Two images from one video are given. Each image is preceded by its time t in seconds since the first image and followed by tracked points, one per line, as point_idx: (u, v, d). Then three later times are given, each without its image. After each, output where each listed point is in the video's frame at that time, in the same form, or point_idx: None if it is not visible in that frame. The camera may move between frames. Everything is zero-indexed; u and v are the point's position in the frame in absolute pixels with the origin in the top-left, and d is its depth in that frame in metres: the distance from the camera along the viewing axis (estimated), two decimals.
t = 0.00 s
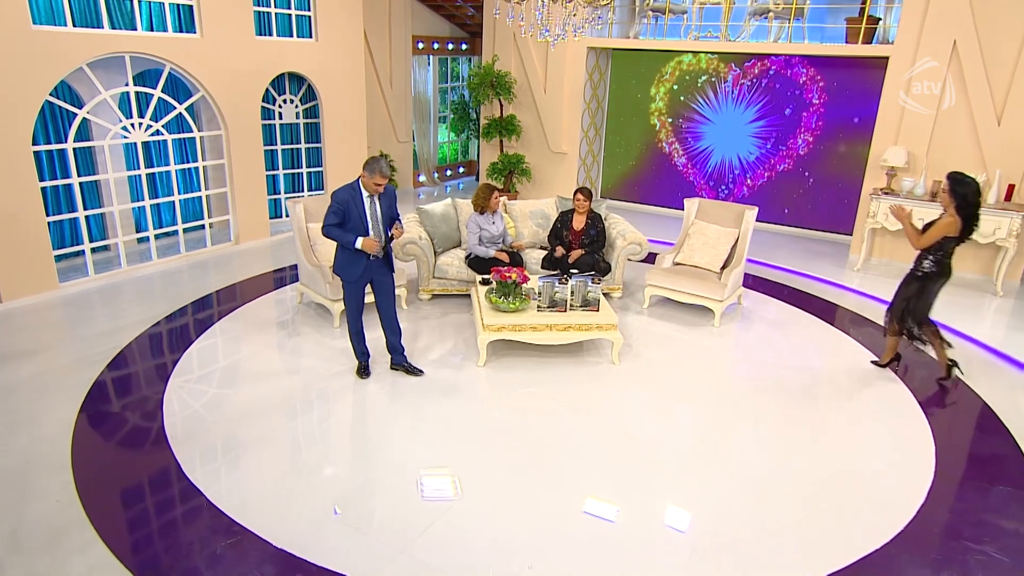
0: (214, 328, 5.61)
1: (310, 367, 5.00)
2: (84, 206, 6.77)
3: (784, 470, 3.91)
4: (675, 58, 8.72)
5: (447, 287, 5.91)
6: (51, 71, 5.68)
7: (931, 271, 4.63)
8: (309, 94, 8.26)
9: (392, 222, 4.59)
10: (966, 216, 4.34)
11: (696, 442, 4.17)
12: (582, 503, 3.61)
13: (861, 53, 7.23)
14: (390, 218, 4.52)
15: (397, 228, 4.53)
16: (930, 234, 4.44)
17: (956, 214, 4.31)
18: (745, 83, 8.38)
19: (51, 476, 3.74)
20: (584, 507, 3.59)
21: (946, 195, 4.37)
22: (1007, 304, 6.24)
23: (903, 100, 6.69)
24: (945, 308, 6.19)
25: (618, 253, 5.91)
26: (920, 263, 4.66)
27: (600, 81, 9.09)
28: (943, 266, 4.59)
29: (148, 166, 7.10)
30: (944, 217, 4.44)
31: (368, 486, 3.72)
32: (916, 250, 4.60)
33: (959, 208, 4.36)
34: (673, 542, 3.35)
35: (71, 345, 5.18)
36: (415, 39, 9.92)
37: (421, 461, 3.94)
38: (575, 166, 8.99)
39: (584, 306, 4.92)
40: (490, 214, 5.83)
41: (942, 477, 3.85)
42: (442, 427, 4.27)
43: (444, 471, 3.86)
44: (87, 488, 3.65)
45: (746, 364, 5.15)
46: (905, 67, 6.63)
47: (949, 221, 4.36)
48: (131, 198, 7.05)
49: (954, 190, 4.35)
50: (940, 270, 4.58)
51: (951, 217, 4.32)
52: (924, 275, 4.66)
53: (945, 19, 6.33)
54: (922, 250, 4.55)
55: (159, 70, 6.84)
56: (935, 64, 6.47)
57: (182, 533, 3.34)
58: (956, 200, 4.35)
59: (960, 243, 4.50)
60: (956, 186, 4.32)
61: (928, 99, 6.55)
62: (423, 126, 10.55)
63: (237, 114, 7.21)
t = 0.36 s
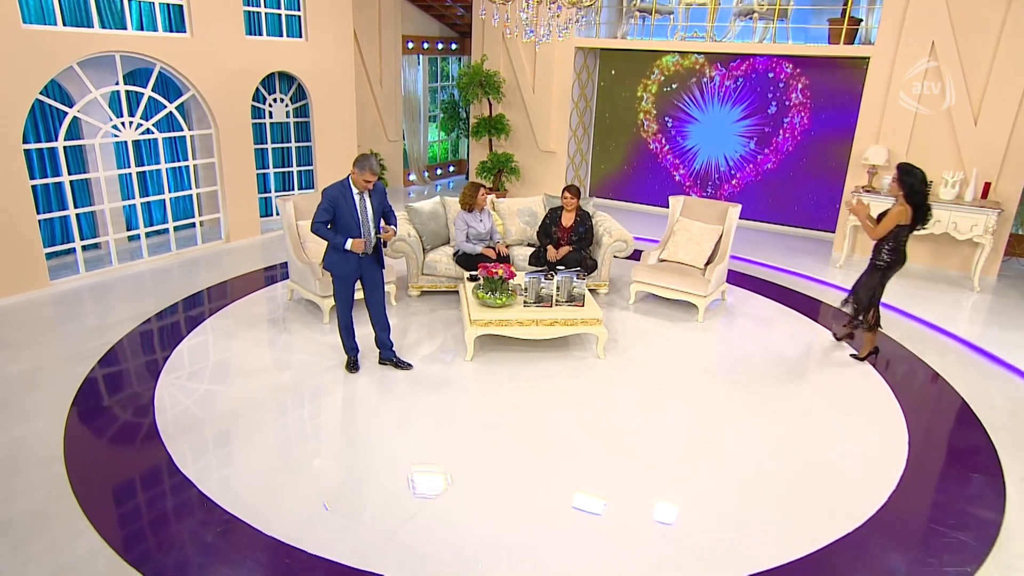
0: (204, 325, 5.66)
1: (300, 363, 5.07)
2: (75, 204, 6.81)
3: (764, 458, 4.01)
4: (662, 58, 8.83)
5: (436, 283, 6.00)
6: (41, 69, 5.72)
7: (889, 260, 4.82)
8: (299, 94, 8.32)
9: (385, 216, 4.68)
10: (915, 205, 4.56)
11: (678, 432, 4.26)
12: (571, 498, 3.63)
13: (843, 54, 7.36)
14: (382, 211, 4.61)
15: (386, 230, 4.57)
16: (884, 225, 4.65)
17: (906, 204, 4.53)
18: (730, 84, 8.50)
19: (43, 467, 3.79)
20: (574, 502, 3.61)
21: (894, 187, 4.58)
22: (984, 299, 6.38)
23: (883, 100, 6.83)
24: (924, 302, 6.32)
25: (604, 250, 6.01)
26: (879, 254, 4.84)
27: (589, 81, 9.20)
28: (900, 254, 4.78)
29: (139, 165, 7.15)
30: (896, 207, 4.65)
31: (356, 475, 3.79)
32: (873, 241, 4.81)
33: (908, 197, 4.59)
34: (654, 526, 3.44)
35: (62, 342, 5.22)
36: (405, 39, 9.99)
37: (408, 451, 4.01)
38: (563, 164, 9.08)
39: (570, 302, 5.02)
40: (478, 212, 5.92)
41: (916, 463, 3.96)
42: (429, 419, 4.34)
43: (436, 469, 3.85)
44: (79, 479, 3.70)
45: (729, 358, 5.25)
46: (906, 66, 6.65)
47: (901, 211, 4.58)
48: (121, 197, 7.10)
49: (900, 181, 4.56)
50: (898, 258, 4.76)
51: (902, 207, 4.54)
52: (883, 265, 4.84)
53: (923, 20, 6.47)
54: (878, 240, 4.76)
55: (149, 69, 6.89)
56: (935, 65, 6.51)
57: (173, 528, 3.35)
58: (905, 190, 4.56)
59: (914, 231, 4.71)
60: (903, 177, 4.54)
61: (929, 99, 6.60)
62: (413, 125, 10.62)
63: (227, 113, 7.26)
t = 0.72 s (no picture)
0: (193, 322, 5.71)
1: (288, 358, 5.12)
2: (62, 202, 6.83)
3: (743, 446, 4.10)
4: (646, 59, 8.95)
5: (423, 280, 6.08)
6: (27, 67, 5.73)
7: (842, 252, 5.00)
8: (287, 93, 8.36)
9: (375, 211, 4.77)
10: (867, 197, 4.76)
11: (659, 421, 4.36)
12: (559, 494, 3.66)
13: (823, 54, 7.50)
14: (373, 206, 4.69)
15: (375, 228, 4.61)
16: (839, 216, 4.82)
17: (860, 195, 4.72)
18: (714, 83, 8.61)
19: (33, 460, 3.82)
20: (561, 497, 3.64)
21: (848, 179, 4.79)
22: (959, 294, 6.53)
23: (863, 99, 6.97)
24: (902, 297, 6.46)
25: (589, 247, 6.11)
26: (833, 246, 5.01)
27: (575, 80, 9.30)
28: (852, 246, 4.96)
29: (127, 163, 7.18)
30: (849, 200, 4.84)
31: (343, 465, 3.85)
32: (827, 233, 4.97)
33: (860, 189, 4.79)
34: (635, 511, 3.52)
35: (51, 339, 5.25)
36: (393, 38, 10.06)
37: (395, 442, 4.07)
38: (550, 163, 9.17)
39: (554, 297, 5.12)
40: (465, 210, 6.00)
41: (890, 449, 4.06)
42: (416, 412, 4.41)
43: (426, 467, 3.87)
44: (69, 471, 3.72)
45: (710, 351, 5.36)
46: (903, 67, 6.69)
47: (854, 202, 4.77)
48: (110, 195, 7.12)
49: (854, 174, 4.78)
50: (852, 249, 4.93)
51: (856, 198, 4.74)
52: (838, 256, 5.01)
53: (900, 22, 6.62)
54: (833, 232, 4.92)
55: (137, 68, 6.92)
56: (934, 64, 6.57)
57: (162, 526, 3.33)
58: (857, 183, 4.77)
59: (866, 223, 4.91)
60: (856, 170, 4.75)
61: (928, 99, 6.65)
62: (401, 124, 10.69)
63: (215, 112, 7.30)
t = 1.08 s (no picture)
0: (186, 319, 5.75)
1: (280, 354, 5.18)
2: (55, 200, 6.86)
3: (728, 437, 4.18)
4: (635, 58, 9.04)
5: (414, 277, 6.15)
6: (20, 66, 5.77)
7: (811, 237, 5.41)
8: (279, 92, 8.42)
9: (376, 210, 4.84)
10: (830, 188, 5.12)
11: (646, 413, 4.44)
12: (551, 489, 3.67)
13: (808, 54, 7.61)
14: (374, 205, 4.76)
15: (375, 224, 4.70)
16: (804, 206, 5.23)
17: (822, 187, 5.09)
18: (703, 82, 8.71)
19: (28, 451, 3.88)
20: (553, 492, 3.64)
21: (812, 171, 5.15)
22: (942, 290, 6.65)
23: (848, 99, 7.13)
24: (885, 294, 6.56)
25: (578, 244, 6.19)
26: (802, 232, 5.42)
27: (565, 80, 9.39)
28: (821, 233, 5.34)
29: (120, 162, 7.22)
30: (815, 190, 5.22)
31: (334, 456, 3.91)
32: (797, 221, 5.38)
33: (824, 181, 5.14)
34: (618, 498, 3.60)
35: (44, 336, 5.29)
36: (385, 38, 10.12)
37: (385, 434, 4.13)
38: (541, 161, 9.25)
39: (543, 293, 5.22)
40: (456, 207, 6.08)
41: (869, 438, 4.16)
42: (406, 405, 4.47)
43: (418, 462, 3.89)
44: (63, 463, 3.76)
45: (697, 346, 5.45)
46: (905, 66, 6.74)
47: (817, 194, 5.14)
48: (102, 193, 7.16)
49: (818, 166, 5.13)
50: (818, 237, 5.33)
51: (819, 190, 5.12)
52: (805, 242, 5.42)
53: (883, 23, 6.76)
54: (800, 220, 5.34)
55: (129, 67, 6.96)
56: (934, 65, 6.62)
57: (156, 521, 3.34)
58: (821, 175, 5.13)
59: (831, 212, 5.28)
60: (819, 163, 5.10)
61: (928, 99, 6.70)
62: (393, 123, 10.75)
63: (207, 110, 7.34)
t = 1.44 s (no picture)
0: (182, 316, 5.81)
1: (275, 349, 5.25)
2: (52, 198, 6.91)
3: (715, 429, 4.25)
4: (628, 59, 9.13)
5: (408, 274, 6.23)
6: (16, 64, 5.81)
7: (779, 234, 5.56)
8: (275, 91, 8.48)
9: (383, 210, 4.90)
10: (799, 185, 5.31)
11: (635, 405, 4.52)
12: (545, 484, 3.67)
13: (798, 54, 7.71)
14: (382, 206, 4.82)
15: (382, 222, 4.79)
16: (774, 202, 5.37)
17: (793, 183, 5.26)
18: (695, 82, 8.80)
19: (26, 444, 3.93)
20: (547, 487, 3.65)
21: (782, 169, 5.33)
22: (929, 287, 6.75)
23: (837, 98, 7.21)
24: (873, 290, 6.66)
25: (570, 241, 6.27)
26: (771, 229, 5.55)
27: (559, 79, 9.46)
28: (789, 229, 5.50)
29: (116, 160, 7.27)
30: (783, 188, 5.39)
31: (328, 447, 3.97)
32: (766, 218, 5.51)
33: (793, 179, 5.33)
34: (606, 486, 3.68)
35: (41, 332, 5.34)
36: (380, 37, 10.19)
37: (379, 425, 4.21)
38: (535, 160, 9.33)
39: (535, 289, 5.31)
40: (450, 205, 6.14)
41: (853, 429, 4.25)
42: (398, 399, 4.53)
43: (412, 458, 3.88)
44: (61, 455, 3.82)
45: (686, 342, 5.53)
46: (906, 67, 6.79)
47: (788, 190, 5.31)
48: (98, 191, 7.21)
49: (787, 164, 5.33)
50: (787, 233, 5.48)
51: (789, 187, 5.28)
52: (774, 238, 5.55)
53: (871, 24, 6.86)
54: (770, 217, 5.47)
55: (125, 66, 7.02)
56: (936, 65, 6.65)
57: (151, 517, 3.35)
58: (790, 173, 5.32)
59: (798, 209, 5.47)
60: (786, 161, 5.29)
61: (930, 100, 6.73)
62: (388, 122, 10.82)
63: (203, 109, 7.39)
